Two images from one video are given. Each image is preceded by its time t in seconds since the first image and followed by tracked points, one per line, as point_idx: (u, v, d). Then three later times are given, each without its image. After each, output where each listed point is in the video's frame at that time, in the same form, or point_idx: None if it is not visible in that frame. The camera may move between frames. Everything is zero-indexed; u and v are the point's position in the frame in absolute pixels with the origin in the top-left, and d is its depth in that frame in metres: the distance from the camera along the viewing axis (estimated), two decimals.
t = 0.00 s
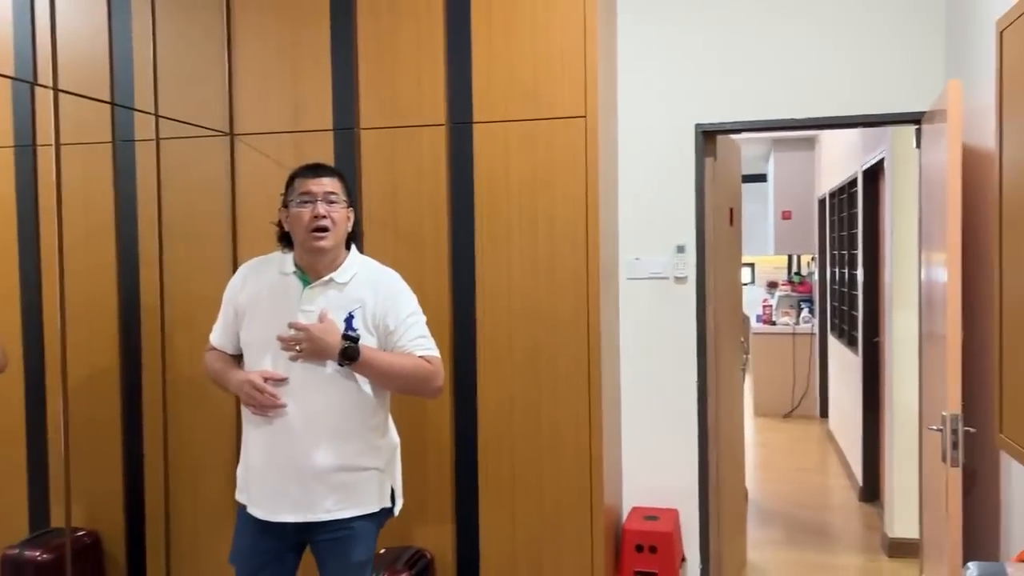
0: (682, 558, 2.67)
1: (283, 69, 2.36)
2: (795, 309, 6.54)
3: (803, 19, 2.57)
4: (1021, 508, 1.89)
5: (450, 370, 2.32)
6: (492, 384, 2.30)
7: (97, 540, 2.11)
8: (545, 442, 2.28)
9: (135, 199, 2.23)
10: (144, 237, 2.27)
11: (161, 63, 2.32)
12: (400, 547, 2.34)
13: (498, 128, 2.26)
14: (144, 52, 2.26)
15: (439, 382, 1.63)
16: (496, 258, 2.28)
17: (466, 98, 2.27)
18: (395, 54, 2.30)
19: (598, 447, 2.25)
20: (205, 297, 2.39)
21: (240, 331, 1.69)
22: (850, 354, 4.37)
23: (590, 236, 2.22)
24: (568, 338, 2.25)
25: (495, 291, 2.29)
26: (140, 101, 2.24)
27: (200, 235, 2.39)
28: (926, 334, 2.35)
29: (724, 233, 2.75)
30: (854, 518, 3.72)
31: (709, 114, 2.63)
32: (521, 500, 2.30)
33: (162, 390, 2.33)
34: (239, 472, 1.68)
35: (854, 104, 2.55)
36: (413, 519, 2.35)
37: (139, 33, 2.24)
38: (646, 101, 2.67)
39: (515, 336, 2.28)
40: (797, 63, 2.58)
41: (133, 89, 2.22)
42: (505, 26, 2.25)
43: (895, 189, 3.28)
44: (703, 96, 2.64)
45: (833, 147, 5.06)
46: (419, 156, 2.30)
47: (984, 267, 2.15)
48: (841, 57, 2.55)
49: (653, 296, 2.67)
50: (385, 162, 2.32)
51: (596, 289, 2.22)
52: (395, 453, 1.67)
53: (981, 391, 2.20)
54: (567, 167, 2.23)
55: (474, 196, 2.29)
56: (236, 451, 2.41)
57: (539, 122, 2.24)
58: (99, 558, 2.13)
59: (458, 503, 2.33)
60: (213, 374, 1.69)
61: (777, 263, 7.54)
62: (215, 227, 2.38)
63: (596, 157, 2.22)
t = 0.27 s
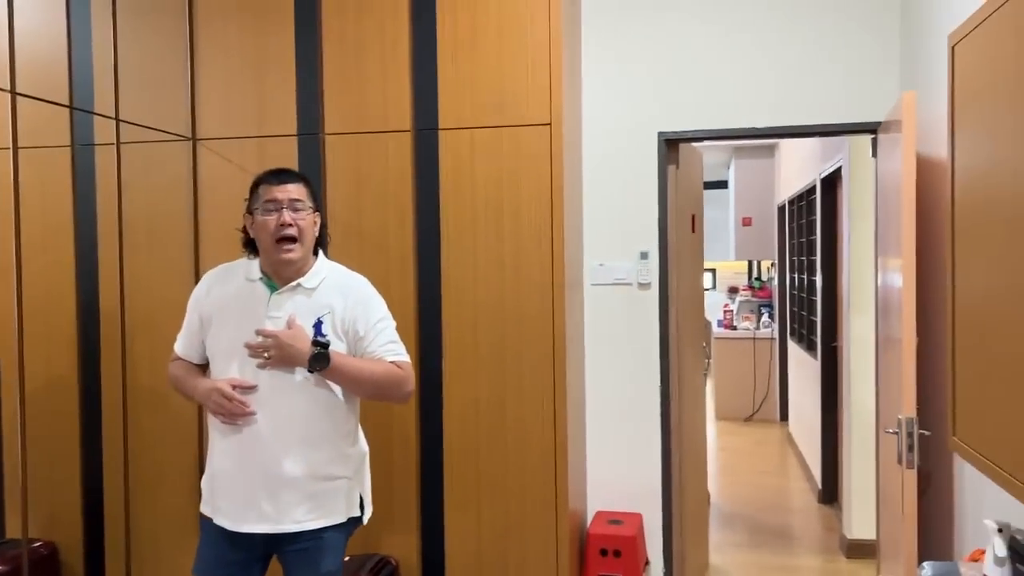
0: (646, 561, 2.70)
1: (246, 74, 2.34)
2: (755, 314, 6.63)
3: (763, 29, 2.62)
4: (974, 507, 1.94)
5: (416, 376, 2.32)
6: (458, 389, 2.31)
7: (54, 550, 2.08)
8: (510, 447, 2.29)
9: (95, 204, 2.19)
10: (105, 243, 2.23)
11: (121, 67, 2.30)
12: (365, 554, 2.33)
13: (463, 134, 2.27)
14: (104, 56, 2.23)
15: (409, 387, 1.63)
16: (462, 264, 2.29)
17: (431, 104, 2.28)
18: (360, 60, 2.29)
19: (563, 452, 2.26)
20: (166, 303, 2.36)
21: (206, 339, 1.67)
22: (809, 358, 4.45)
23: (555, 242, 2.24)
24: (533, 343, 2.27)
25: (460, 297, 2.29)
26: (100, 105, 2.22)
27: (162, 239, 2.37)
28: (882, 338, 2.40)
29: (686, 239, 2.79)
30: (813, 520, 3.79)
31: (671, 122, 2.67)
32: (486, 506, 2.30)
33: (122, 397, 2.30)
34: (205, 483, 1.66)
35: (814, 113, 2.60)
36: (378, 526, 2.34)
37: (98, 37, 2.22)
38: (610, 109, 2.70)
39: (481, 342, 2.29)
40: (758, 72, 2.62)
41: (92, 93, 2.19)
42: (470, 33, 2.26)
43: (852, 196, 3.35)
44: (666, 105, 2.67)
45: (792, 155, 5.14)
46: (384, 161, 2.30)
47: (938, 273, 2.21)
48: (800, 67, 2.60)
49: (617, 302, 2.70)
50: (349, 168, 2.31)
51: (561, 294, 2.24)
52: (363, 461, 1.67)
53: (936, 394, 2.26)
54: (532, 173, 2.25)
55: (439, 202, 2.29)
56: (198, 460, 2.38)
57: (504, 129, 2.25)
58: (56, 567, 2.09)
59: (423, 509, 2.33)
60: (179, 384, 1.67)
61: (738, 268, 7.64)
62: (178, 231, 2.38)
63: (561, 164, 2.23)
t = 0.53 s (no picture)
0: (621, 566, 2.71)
1: (220, 79, 2.33)
2: (728, 319, 6.69)
3: (736, 38, 2.65)
4: (942, 512, 1.98)
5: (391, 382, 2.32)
6: (433, 395, 2.30)
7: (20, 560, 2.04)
8: (485, 452, 2.29)
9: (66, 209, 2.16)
10: (76, 249, 2.20)
11: (93, 71, 2.26)
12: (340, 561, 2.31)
13: (439, 140, 2.27)
14: (76, 59, 2.20)
15: (386, 396, 1.62)
16: (437, 270, 2.29)
17: (407, 110, 2.28)
18: (335, 65, 2.29)
19: (538, 457, 2.27)
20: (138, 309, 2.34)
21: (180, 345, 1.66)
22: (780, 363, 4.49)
23: (530, 248, 2.25)
24: (509, 349, 2.27)
25: (435, 303, 2.29)
26: (72, 110, 2.19)
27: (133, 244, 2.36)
28: (853, 345, 2.44)
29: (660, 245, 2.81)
30: (785, 524, 3.82)
31: (645, 130, 2.69)
32: (462, 511, 2.30)
33: (93, 404, 2.27)
34: (177, 492, 1.65)
35: (785, 121, 2.63)
36: (353, 533, 2.33)
37: (70, 38, 2.18)
38: (584, 116, 2.71)
39: (456, 347, 2.29)
40: (730, 81, 2.65)
41: (64, 96, 2.15)
42: (446, 39, 2.26)
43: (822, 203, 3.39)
44: (640, 112, 2.69)
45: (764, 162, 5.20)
46: (360, 167, 2.29)
47: (907, 281, 2.24)
48: (772, 76, 2.63)
49: (591, 308, 2.71)
50: (324, 173, 2.31)
51: (536, 300, 2.25)
52: (340, 470, 1.66)
53: (905, 400, 2.29)
54: (507, 179, 2.25)
55: (414, 208, 2.29)
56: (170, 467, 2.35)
57: (479, 135, 2.26)
58: None
59: (398, 515, 2.32)
60: (152, 390, 1.66)
61: (710, 274, 7.70)
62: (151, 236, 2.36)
63: (536, 170, 2.24)
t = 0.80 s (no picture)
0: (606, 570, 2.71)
1: (205, 83, 2.32)
2: (713, 324, 6.71)
3: (721, 44, 2.66)
4: (925, 516, 1.99)
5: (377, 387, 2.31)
6: (419, 400, 2.30)
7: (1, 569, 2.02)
8: (471, 457, 2.29)
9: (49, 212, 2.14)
10: (59, 253, 2.18)
11: (78, 73, 2.25)
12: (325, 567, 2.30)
13: (425, 145, 2.27)
14: (60, 62, 2.18)
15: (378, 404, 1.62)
16: (423, 274, 2.29)
17: (393, 115, 2.28)
18: (321, 70, 2.28)
19: (524, 461, 2.27)
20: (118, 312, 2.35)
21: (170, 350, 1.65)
22: (765, 369, 4.51)
23: (517, 253, 2.25)
24: (494, 354, 2.27)
25: (421, 308, 2.29)
26: (56, 112, 2.17)
27: (117, 248, 2.34)
28: (837, 350, 2.45)
29: (645, 250, 2.82)
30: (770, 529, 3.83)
31: (632, 135, 2.70)
32: (447, 516, 2.30)
33: (77, 408, 2.25)
34: (163, 498, 1.63)
35: (771, 128, 2.64)
36: (338, 538, 2.32)
37: (55, 42, 2.16)
38: (571, 122, 2.72)
39: (442, 352, 2.29)
40: (716, 87, 2.67)
41: (47, 99, 2.13)
42: (433, 45, 2.26)
43: (807, 209, 3.42)
44: (626, 118, 2.70)
45: (749, 169, 5.23)
46: (346, 171, 2.29)
47: (890, 286, 2.26)
48: (758, 83, 2.65)
49: (577, 313, 2.72)
50: (310, 178, 2.30)
51: (522, 304, 2.25)
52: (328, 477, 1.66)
53: (889, 406, 2.30)
54: (494, 185, 2.25)
55: (400, 213, 2.29)
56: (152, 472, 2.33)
57: (466, 140, 2.26)
58: None
59: (384, 520, 2.32)
60: (139, 395, 1.64)
61: (697, 279, 7.73)
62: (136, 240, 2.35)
63: (523, 176, 2.24)
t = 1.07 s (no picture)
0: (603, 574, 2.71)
1: (204, 86, 2.32)
2: (710, 328, 6.71)
3: (719, 48, 2.67)
4: (923, 521, 1.99)
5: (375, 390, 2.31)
6: (417, 403, 2.30)
7: None
8: (469, 460, 2.29)
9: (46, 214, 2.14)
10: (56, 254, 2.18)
11: (76, 75, 2.25)
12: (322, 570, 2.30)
13: (424, 148, 2.28)
14: (59, 65, 2.18)
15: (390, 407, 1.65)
16: (422, 277, 2.29)
17: (392, 118, 2.28)
18: (320, 72, 2.28)
19: (522, 465, 2.26)
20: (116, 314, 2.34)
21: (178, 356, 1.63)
22: (762, 373, 4.51)
23: (515, 257, 2.25)
24: (492, 357, 2.27)
25: (419, 311, 2.29)
26: (54, 114, 2.17)
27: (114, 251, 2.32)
28: (834, 355, 2.45)
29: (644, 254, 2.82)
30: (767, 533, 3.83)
31: (631, 139, 2.70)
32: (445, 519, 2.30)
33: (74, 408, 2.26)
34: (171, 508, 1.61)
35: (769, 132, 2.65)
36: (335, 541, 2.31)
37: (53, 44, 2.17)
38: (570, 126, 2.72)
39: (440, 355, 2.29)
40: (714, 91, 2.67)
41: (45, 101, 2.14)
42: (432, 48, 2.26)
43: (806, 214, 3.42)
44: (625, 122, 2.70)
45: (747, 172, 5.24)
46: (345, 174, 2.29)
47: (889, 291, 2.26)
48: (757, 88, 2.65)
49: (576, 316, 2.72)
50: (309, 180, 2.30)
51: (520, 307, 2.25)
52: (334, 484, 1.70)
53: (886, 411, 2.31)
54: (493, 188, 2.26)
55: (399, 216, 2.29)
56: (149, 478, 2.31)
57: (465, 143, 2.26)
58: None
59: (381, 523, 2.31)
60: (144, 404, 1.59)
61: (693, 283, 7.73)
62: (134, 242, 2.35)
63: (521, 179, 2.25)
